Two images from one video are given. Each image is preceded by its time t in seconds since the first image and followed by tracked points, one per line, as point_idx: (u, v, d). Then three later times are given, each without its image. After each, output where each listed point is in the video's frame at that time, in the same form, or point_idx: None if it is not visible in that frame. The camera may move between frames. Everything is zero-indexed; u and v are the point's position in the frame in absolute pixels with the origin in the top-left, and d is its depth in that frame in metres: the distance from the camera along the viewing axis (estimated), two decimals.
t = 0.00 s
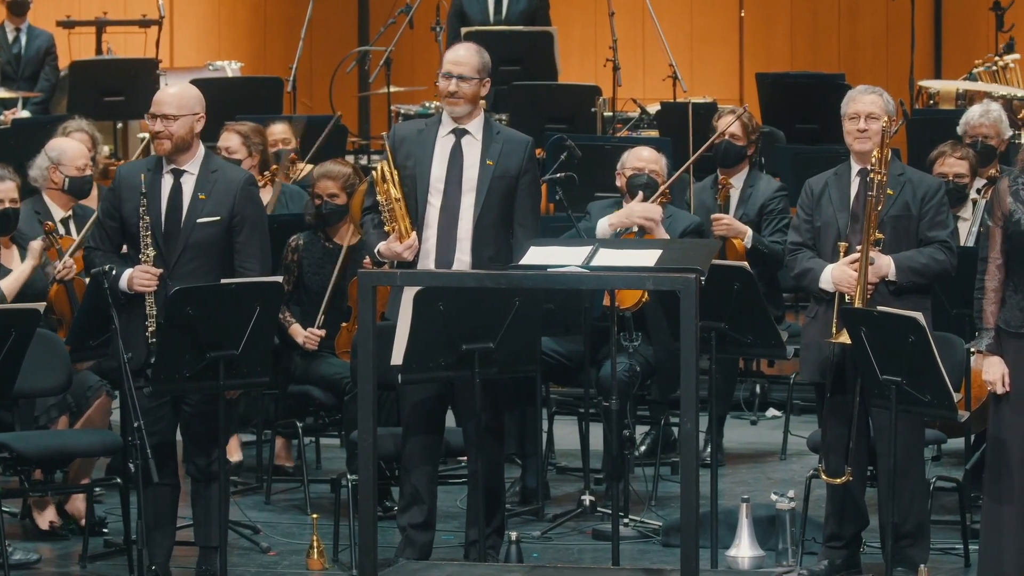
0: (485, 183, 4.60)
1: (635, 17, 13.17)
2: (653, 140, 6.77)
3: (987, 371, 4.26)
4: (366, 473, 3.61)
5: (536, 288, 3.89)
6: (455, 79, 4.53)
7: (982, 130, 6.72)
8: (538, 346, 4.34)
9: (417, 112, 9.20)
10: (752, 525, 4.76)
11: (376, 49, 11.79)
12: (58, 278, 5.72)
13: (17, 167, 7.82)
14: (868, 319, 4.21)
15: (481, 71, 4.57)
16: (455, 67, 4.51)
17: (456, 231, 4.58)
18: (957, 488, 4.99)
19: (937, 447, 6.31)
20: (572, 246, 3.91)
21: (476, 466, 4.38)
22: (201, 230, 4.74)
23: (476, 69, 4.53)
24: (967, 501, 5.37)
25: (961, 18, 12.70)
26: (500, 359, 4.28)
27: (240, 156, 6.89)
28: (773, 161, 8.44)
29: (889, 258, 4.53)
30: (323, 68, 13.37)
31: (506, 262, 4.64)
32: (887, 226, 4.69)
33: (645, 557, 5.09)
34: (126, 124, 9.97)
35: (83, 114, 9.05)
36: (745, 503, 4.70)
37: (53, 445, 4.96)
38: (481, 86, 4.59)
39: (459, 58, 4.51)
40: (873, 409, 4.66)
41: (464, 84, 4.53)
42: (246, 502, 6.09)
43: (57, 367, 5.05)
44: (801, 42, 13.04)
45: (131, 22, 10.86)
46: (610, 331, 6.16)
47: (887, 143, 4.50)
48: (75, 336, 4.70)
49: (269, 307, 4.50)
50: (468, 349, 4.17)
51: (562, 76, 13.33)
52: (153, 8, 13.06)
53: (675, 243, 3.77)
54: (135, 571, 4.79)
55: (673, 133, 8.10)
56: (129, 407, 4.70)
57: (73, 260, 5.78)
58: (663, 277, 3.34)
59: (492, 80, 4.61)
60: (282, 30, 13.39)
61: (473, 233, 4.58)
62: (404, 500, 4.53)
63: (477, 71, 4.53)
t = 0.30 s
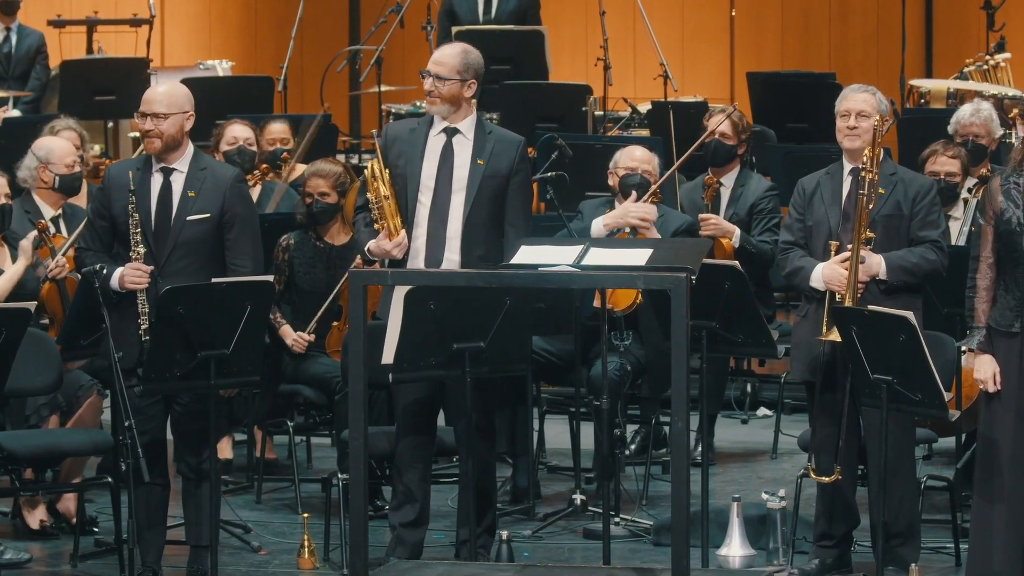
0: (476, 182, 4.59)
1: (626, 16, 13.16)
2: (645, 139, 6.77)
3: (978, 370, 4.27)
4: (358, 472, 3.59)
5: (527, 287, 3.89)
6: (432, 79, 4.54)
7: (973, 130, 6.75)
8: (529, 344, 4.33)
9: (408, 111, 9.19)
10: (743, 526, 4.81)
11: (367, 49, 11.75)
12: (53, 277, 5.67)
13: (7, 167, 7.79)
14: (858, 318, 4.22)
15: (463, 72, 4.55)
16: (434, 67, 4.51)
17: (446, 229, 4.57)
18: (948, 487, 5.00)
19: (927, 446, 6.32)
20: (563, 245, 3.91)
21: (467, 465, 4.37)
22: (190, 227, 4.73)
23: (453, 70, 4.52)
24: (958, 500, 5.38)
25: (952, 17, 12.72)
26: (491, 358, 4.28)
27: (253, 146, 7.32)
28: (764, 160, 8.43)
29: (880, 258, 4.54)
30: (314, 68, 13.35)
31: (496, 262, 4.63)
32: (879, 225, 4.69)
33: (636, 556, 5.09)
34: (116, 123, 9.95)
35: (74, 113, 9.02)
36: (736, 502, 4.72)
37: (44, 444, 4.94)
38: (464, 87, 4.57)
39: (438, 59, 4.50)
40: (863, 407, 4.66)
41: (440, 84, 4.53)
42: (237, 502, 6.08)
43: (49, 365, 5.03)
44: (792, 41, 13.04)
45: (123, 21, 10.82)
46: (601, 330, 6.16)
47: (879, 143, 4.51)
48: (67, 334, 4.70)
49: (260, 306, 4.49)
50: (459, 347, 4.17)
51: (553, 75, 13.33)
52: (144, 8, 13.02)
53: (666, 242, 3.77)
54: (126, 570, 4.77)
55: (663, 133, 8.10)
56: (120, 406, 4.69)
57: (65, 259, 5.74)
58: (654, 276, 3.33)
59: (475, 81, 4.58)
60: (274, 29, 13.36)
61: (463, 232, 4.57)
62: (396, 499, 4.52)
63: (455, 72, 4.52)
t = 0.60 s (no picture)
0: (466, 181, 4.58)
1: (617, 16, 13.16)
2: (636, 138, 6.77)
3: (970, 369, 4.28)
4: (349, 471, 3.58)
5: (519, 286, 3.89)
6: (424, 77, 4.53)
7: (963, 129, 6.74)
8: (520, 343, 4.33)
9: (399, 111, 9.18)
10: (734, 525, 4.81)
11: (359, 47, 11.73)
12: (44, 276, 5.66)
13: None
14: (849, 316, 4.22)
15: (456, 70, 4.55)
16: (426, 66, 4.52)
17: (437, 229, 4.57)
18: (939, 486, 5.00)
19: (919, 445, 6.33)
20: (554, 244, 3.92)
21: (459, 464, 4.37)
22: (180, 225, 4.72)
23: (445, 69, 4.52)
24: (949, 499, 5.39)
25: (944, 15, 12.74)
26: (482, 357, 4.27)
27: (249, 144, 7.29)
28: (755, 159, 8.44)
29: (873, 256, 4.56)
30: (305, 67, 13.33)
31: (487, 261, 4.62)
32: (871, 224, 4.69)
33: (628, 555, 5.09)
34: (108, 123, 9.92)
35: (65, 113, 9.01)
36: (726, 501, 4.73)
37: (35, 444, 4.93)
38: (455, 86, 4.57)
39: (430, 57, 4.51)
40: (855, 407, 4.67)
41: (432, 82, 4.53)
42: (229, 501, 6.07)
43: (38, 365, 5.00)
44: (783, 40, 13.05)
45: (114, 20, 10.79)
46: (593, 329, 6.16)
47: (871, 141, 4.51)
48: (59, 334, 4.75)
49: (252, 305, 4.49)
50: (451, 346, 4.17)
51: (544, 75, 13.33)
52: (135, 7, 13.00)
53: (657, 240, 3.77)
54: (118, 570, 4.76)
55: (654, 132, 8.11)
56: (111, 405, 4.68)
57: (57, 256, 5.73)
58: (645, 274, 3.32)
59: (468, 79, 4.58)
60: (265, 28, 13.34)
61: (454, 231, 4.57)
62: (387, 498, 4.52)
63: (447, 71, 4.52)
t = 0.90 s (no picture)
0: (459, 181, 4.58)
1: (610, 14, 13.15)
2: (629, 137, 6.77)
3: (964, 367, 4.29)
4: (341, 469, 3.57)
5: (511, 285, 3.88)
6: (416, 77, 4.52)
7: (955, 128, 6.74)
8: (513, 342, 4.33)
9: (391, 110, 9.17)
10: (726, 524, 4.82)
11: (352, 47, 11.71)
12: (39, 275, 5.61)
13: None
14: (842, 315, 4.23)
15: (448, 69, 4.54)
16: (419, 66, 4.51)
17: (430, 228, 4.57)
18: (932, 486, 5.01)
19: (912, 444, 6.34)
20: (547, 243, 3.92)
21: (452, 463, 4.36)
22: (169, 224, 4.71)
23: (438, 68, 4.51)
24: (942, 497, 5.40)
25: (936, 13, 12.76)
26: (474, 356, 4.27)
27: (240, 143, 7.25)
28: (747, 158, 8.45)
29: (870, 254, 4.57)
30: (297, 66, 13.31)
31: (480, 260, 4.62)
32: (870, 223, 4.69)
33: (620, 554, 5.09)
34: (100, 122, 9.90)
35: (57, 112, 8.98)
36: (719, 500, 4.73)
37: (27, 443, 4.92)
38: (448, 84, 4.56)
39: (422, 56, 4.49)
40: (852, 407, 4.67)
41: (425, 82, 4.52)
42: (221, 500, 6.07)
43: (31, 364, 5.00)
44: (775, 39, 13.06)
45: (106, 19, 10.75)
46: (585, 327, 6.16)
47: (870, 140, 4.50)
48: (51, 332, 4.73)
49: (244, 305, 4.48)
50: (443, 346, 4.16)
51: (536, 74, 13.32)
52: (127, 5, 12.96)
53: (649, 239, 3.78)
54: (111, 569, 4.75)
55: (647, 131, 8.11)
56: (103, 404, 4.67)
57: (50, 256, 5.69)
58: (637, 274, 3.31)
59: (461, 78, 4.57)
60: (257, 27, 13.31)
61: (448, 230, 4.56)
62: (380, 497, 4.51)
63: (440, 70, 4.51)
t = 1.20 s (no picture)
0: (452, 180, 4.57)
1: (602, 13, 13.15)
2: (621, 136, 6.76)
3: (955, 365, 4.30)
4: (334, 468, 3.56)
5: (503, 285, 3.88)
6: (408, 76, 4.53)
7: (948, 126, 6.73)
8: (505, 342, 4.33)
9: (384, 108, 9.16)
10: (719, 521, 4.82)
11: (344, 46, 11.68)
12: (32, 275, 5.64)
13: None
14: (834, 314, 4.23)
15: (440, 69, 4.54)
16: (411, 65, 4.51)
17: (423, 227, 4.56)
18: (925, 484, 5.02)
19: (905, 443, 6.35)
20: (539, 241, 3.91)
21: (445, 462, 4.36)
22: (162, 224, 4.70)
23: (430, 67, 4.51)
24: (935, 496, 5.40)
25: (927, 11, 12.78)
26: (466, 355, 4.27)
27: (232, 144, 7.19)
28: (739, 156, 8.46)
29: (874, 254, 4.57)
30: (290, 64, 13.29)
31: (474, 260, 4.62)
32: (873, 222, 4.69)
33: (613, 553, 5.09)
34: (92, 121, 9.88)
35: (49, 111, 8.97)
36: (712, 498, 4.74)
37: (20, 442, 4.91)
38: (441, 83, 4.56)
39: (412, 55, 4.49)
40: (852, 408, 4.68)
41: (417, 81, 4.52)
42: (213, 499, 6.06)
43: (24, 362, 4.99)
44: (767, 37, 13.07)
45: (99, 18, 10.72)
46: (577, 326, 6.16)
47: (872, 140, 4.51)
48: (44, 331, 4.68)
49: (236, 304, 4.47)
50: (435, 345, 4.16)
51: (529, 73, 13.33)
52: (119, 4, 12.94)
53: (641, 238, 3.77)
54: (103, 568, 4.74)
55: (639, 129, 8.11)
56: (96, 403, 4.66)
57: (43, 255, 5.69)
58: (629, 273, 3.31)
59: (453, 77, 4.57)
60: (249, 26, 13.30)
61: (441, 229, 4.56)
62: (373, 496, 4.51)
63: (432, 69, 4.51)
